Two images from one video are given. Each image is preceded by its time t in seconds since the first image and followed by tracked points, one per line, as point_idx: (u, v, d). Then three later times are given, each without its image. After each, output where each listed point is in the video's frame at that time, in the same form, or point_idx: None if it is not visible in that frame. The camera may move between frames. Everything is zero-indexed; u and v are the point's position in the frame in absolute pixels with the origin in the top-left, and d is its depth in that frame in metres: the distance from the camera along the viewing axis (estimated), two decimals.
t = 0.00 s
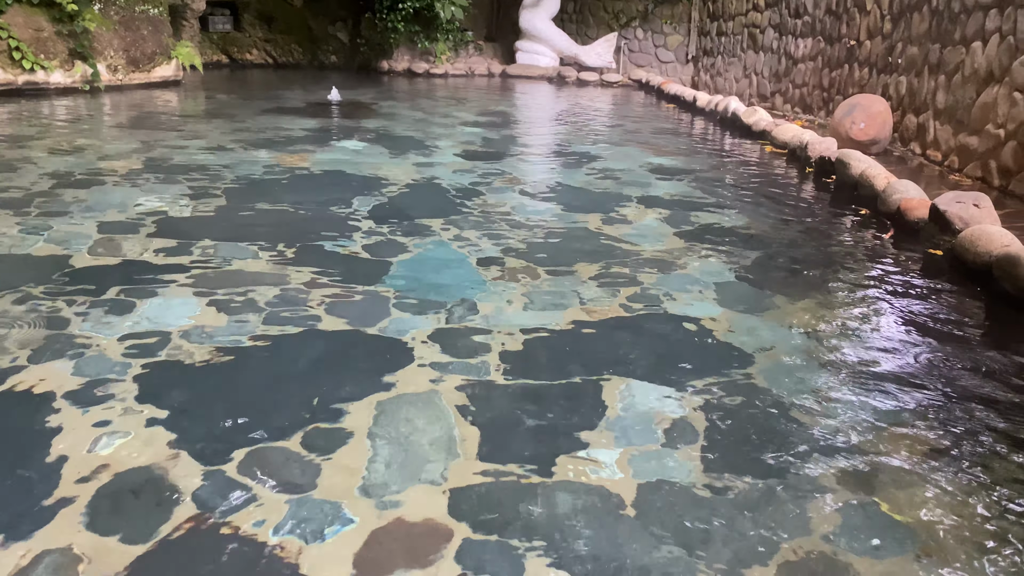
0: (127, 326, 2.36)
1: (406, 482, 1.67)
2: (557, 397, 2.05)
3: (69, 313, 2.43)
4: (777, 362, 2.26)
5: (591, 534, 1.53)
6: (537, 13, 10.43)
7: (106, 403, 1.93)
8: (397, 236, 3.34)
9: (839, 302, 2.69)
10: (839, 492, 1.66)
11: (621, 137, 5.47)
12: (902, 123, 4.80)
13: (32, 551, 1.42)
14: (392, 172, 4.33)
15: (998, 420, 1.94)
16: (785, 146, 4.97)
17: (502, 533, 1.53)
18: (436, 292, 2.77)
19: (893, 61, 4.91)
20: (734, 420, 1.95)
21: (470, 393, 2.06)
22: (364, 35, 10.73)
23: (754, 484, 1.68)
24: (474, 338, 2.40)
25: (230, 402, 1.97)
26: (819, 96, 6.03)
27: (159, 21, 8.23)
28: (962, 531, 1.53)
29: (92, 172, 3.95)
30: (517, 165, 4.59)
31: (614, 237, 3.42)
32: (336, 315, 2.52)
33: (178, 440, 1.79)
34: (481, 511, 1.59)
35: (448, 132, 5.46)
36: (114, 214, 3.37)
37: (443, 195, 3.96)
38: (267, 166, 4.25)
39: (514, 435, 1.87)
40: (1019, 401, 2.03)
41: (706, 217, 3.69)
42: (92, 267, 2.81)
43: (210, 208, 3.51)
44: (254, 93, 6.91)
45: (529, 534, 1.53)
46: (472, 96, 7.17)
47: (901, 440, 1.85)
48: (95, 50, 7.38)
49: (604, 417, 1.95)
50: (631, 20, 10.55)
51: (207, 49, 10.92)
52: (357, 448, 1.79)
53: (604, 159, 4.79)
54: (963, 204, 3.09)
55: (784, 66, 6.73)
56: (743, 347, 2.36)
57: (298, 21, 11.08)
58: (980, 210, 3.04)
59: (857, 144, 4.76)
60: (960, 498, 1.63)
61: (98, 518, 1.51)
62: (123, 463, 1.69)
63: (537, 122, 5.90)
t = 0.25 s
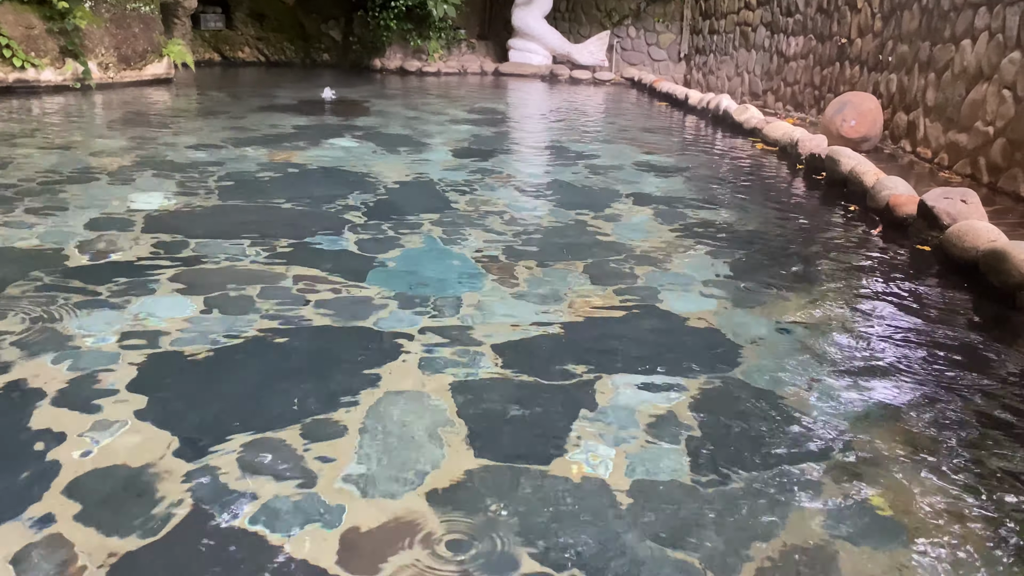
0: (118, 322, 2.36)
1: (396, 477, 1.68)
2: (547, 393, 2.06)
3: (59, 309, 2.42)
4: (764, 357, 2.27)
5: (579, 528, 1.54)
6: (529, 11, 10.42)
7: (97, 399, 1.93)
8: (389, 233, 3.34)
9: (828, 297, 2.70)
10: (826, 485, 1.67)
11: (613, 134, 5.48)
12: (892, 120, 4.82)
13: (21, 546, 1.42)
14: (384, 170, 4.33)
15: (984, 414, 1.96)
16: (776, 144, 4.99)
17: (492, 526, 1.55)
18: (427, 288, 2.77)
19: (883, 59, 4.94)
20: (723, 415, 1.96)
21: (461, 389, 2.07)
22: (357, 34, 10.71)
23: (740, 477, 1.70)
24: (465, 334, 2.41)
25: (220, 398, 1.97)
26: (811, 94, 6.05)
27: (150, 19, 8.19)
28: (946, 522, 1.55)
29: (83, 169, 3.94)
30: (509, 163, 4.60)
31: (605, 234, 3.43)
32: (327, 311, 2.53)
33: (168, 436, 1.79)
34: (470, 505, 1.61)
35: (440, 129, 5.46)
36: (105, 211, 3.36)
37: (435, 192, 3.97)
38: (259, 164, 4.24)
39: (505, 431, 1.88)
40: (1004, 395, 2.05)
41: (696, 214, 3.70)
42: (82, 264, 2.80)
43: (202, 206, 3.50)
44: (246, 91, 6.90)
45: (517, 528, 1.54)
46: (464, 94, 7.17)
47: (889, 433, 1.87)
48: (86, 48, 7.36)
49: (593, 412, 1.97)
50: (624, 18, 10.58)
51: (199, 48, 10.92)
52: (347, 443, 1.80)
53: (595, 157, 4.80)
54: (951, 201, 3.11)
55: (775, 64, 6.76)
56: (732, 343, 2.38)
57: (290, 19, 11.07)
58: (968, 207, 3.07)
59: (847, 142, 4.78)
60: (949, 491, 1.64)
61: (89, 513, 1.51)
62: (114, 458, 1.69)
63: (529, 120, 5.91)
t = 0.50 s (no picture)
0: (112, 330, 2.36)
1: (389, 483, 1.69)
2: (541, 399, 2.07)
3: (53, 317, 2.42)
4: (756, 363, 2.29)
5: (571, 533, 1.56)
6: (523, 16, 10.45)
7: (90, 407, 1.93)
8: (383, 238, 3.35)
9: (819, 303, 2.72)
10: (816, 490, 1.69)
11: (607, 140, 5.50)
12: (883, 125, 4.86)
13: (14, 555, 1.42)
14: (378, 175, 4.33)
15: (974, 418, 1.98)
16: (768, 149, 5.02)
17: (484, 533, 1.56)
18: (420, 294, 2.78)
19: (875, 64, 4.97)
20: (715, 421, 1.97)
21: (454, 395, 2.07)
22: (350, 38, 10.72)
23: (731, 482, 1.72)
24: (458, 340, 2.41)
25: (214, 405, 1.97)
26: (803, 99, 6.09)
27: (144, 24, 8.18)
28: (934, 527, 1.56)
29: (77, 175, 3.93)
30: (502, 168, 4.61)
31: (597, 240, 3.44)
32: (320, 318, 2.53)
33: (162, 443, 1.79)
34: (463, 511, 1.62)
35: (434, 135, 5.47)
36: (99, 218, 3.36)
37: (429, 198, 3.97)
38: (253, 170, 4.25)
39: (498, 437, 1.89)
40: (993, 400, 2.07)
41: (689, 220, 3.72)
42: (76, 271, 2.80)
43: (196, 212, 3.50)
44: (240, 96, 6.89)
45: (510, 535, 1.55)
46: (458, 99, 7.18)
47: (880, 439, 1.88)
48: (79, 53, 7.34)
49: (585, 418, 1.98)
50: (617, 23, 10.62)
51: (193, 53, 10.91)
52: (340, 449, 1.81)
53: (589, 162, 4.81)
54: (940, 207, 3.14)
55: (768, 69, 6.79)
56: (724, 349, 2.39)
57: (284, 24, 11.07)
58: (957, 213, 3.09)
59: (839, 147, 4.81)
60: (937, 496, 1.66)
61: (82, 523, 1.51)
62: (107, 467, 1.69)
63: (523, 125, 5.93)
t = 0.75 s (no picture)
0: (108, 341, 2.35)
1: (386, 494, 1.68)
2: (540, 409, 2.07)
3: (48, 327, 2.41)
4: (753, 372, 2.29)
5: (569, 544, 1.55)
6: (517, 25, 10.48)
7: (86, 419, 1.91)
8: (378, 248, 3.35)
9: (815, 312, 2.74)
10: (813, 499, 1.69)
11: (602, 148, 5.51)
12: (876, 134, 4.89)
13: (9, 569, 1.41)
14: (373, 184, 4.33)
15: (969, 427, 1.99)
16: (762, 158, 5.04)
17: (482, 544, 1.55)
18: (416, 304, 2.77)
19: (868, 73, 5.01)
20: (711, 430, 1.97)
21: (451, 405, 2.06)
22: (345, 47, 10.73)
23: (729, 492, 1.72)
24: (455, 349, 2.41)
25: (211, 416, 1.96)
26: (796, 107, 6.12)
27: (139, 32, 8.17)
28: (932, 537, 1.57)
29: (72, 184, 3.92)
30: (497, 177, 4.62)
31: (593, 249, 3.45)
32: (317, 328, 2.52)
33: (158, 455, 1.78)
34: (461, 521, 1.61)
35: (430, 143, 5.47)
36: (95, 227, 3.35)
37: (425, 206, 3.97)
38: (248, 179, 4.24)
39: (496, 447, 1.88)
40: (989, 408, 2.08)
41: (685, 228, 3.73)
42: (72, 281, 2.79)
43: (192, 221, 3.49)
44: (235, 104, 6.89)
45: (508, 546, 1.55)
46: (453, 108, 7.19)
47: (878, 447, 1.89)
48: (75, 61, 7.33)
49: (581, 426, 1.98)
50: (612, 31, 10.66)
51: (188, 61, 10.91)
52: (337, 459, 1.80)
53: (584, 171, 4.82)
54: (934, 216, 3.16)
55: (761, 77, 6.83)
56: (721, 357, 2.39)
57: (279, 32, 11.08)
58: (951, 222, 3.11)
59: (832, 155, 4.83)
60: (934, 505, 1.67)
61: (77, 537, 1.51)
62: (103, 479, 1.68)
63: (518, 134, 5.94)
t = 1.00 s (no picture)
0: (105, 353, 2.34)
1: (386, 507, 1.68)
2: (540, 421, 2.06)
3: (45, 341, 2.39)
4: (752, 384, 2.29)
5: (569, 557, 1.55)
6: (512, 37, 10.53)
7: (83, 433, 1.90)
8: (376, 259, 3.34)
9: (811, 323, 2.75)
10: (814, 510, 1.69)
11: (597, 159, 5.54)
12: (870, 145, 4.92)
13: None
14: (370, 196, 4.33)
15: (968, 437, 1.99)
16: (757, 169, 5.06)
17: (482, 556, 1.55)
18: (414, 316, 2.76)
19: (861, 84, 5.05)
20: (711, 442, 1.97)
21: (450, 418, 2.06)
22: (341, 58, 10.75)
23: (728, 504, 1.72)
24: (454, 361, 2.40)
25: (209, 429, 1.95)
26: (790, 118, 6.16)
27: (135, 44, 8.16)
28: (931, 547, 1.57)
29: (68, 196, 3.91)
30: (494, 188, 4.62)
31: (590, 260, 3.45)
32: (314, 340, 2.51)
33: (157, 468, 1.77)
34: (461, 534, 1.61)
35: (426, 154, 5.48)
36: (91, 239, 3.34)
37: (422, 218, 3.97)
38: (245, 190, 4.23)
39: (496, 460, 1.87)
40: (987, 419, 2.09)
41: (681, 239, 3.75)
42: (68, 293, 2.77)
43: (188, 233, 3.48)
44: (231, 116, 6.88)
45: (509, 559, 1.54)
46: (449, 119, 7.21)
47: (877, 458, 1.89)
48: (71, 73, 7.33)
49: (579, 438, 1.98)
50: (606, 43, 10.73)
51: (183, 72, 10.91)
52: (337, 473, 1.80)
53: (580, 182, 4.84)
54: (928, 227, 3.18)
55: (755, 88, 6.87)
56: (720, 369, 2.40)
57: (275, 44, 11.10)
58: (945, 233, 3.13)
59: (827, 166, 4.85)
60: (933, 515, 1.67)
61: (75, 554, 1.49)
62: (101, 494, 1.66)
63: (514, 145, 5.96)
